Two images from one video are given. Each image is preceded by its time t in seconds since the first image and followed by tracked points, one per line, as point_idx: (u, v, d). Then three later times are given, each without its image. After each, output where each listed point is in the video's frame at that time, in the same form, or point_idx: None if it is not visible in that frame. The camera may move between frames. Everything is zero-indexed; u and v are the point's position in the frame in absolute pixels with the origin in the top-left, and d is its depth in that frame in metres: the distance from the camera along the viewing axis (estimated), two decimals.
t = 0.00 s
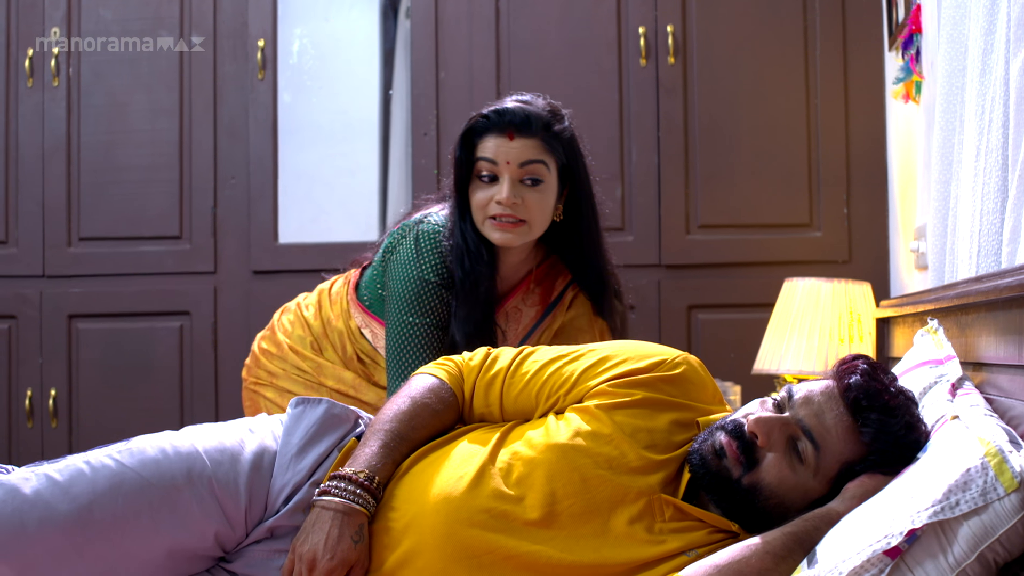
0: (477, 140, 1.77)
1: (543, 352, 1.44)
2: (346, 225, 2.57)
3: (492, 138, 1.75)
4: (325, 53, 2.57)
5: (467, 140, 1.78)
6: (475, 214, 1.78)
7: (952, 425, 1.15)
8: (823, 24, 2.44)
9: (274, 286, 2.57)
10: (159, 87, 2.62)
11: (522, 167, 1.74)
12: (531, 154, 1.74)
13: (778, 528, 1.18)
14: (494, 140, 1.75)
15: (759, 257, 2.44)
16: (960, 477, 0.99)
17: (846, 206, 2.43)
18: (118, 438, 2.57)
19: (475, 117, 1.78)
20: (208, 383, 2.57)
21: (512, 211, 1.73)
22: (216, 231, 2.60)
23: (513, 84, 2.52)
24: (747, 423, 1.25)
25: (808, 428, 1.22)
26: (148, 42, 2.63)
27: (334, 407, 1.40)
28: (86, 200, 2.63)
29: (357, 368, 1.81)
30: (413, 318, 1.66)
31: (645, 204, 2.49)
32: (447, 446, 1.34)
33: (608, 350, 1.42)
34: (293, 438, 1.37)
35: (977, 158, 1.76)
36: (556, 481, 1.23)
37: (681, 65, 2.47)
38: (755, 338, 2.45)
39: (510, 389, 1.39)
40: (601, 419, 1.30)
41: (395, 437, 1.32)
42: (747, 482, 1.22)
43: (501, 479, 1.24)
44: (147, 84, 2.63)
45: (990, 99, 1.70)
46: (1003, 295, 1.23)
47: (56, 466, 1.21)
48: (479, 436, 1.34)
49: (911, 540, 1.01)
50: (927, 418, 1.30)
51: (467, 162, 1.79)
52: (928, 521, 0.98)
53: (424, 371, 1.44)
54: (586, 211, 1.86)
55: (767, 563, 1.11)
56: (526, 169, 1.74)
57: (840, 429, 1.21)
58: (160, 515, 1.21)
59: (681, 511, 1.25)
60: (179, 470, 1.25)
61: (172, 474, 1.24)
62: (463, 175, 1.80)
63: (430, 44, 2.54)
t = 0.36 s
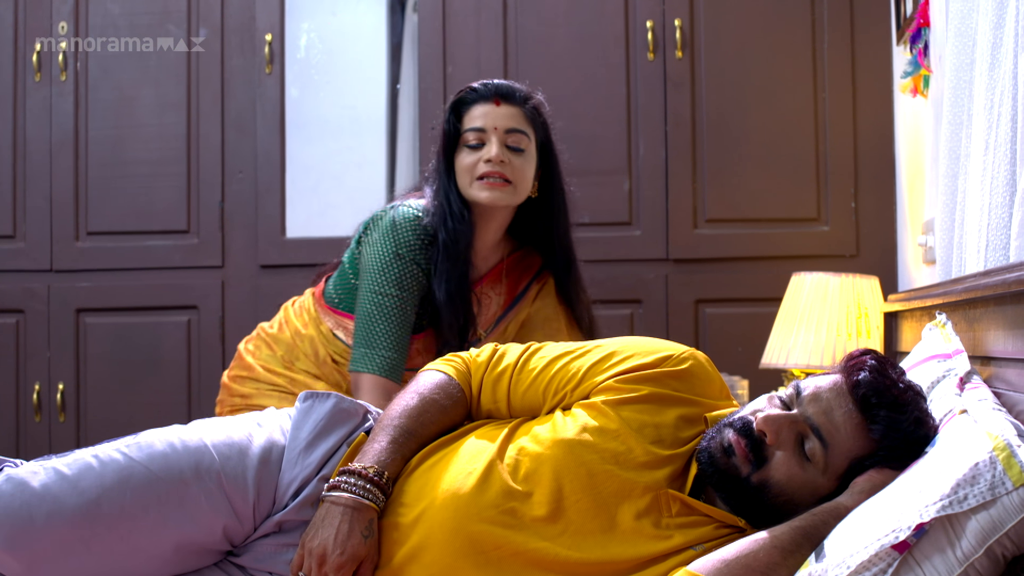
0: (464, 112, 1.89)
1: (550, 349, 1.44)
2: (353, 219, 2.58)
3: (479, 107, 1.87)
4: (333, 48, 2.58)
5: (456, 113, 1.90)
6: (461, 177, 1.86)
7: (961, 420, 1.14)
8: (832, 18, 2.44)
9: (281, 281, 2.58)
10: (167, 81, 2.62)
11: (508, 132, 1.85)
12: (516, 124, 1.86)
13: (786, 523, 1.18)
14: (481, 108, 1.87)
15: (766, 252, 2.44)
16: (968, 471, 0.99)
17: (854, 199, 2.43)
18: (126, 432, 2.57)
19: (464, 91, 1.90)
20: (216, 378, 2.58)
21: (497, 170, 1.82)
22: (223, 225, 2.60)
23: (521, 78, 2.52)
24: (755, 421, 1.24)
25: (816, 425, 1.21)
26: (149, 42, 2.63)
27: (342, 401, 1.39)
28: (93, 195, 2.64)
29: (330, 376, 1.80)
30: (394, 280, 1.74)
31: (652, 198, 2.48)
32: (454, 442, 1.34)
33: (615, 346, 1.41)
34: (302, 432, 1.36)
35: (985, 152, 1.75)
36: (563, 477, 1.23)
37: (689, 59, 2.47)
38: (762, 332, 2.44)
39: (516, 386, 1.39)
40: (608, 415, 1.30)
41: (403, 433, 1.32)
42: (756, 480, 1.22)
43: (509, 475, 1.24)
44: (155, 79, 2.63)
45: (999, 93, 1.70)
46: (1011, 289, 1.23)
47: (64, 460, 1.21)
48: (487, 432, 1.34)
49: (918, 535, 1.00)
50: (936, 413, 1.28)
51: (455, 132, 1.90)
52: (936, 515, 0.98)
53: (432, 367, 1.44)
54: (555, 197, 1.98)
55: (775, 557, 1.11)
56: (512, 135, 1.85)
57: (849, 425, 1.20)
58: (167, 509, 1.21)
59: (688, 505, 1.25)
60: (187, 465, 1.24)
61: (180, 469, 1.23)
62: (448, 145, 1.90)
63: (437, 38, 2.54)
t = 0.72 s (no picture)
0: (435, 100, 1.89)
1: (554, 347, 1.44)
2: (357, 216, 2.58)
3: (451, 98, 1.89)
4: (336, 45, 2.61)
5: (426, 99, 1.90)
6: (419, 151, 1.85)
7: (964, 417, 1.12)
8: (836, 14, 2.44)
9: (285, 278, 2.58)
10: (170, 79, 2.62)
11: (474, 124, 1.88)
12: (484, 119, 1.90)
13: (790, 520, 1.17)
14: (453, 99, 1.89)
15: (771, 249, 2.44)
16: (972, 468, 0.98)
17: (858, 196, 2.43)
18: (130, 429, 2.57)
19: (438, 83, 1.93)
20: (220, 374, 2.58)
21: (459, 151, 1.84)
22: (227, 222, 2.60)
23: (525, 75, 2.52)
24: (759, 418, 1.23)
25: (820, 422, 1.21)
26: (149, 42, 2.63)
27: (347, 399, 1.39)
28: (97, 192, 2.64)
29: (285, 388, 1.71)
30: (333, 258, 1.68)
31: (656, 195, 2.48)
32: (459, 442, 1.34)
33: (618, 344, 1.41)
34: (306, 430, 1.36)
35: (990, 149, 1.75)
36: (567, 475, 1.22)
37: (693, 56, 2.47)
38: (766, 329, 2.45)
39: (520, 383, 1.39)
40: (612, 412, 1.29)
41: (408, 431, 1.32)
42: (760, 477, 1.22)
43: (513, 473, 1.24)
44: (159, 76, 2.63)
45: (1004, 90, 1.69)
46: (1016, 285, 1.22)
47: (69, 457, 1.21)
48: (491, 431, 1.34)
49: (922, 532, 1.00)
50: (940, 410, 1.28)
51: (423, 114, 1.88)
52: (940, 513, 0.97)
53: (436, 365, 1.44)
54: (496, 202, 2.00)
55: (779, 554, 1.10)
56: (477, 128, 1.88)
57: (853, 422, 1.21)
58: (172, 506, 1.20)
59: (691, 503, 1.25)
60: (192, 462, 1.24)
61: (184, 466, 1.23)
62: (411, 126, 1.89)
63: (442, 35, 2.54)
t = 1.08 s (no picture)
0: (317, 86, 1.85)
1: (560, 345, 1.44)
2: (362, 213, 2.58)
3: (333, 81, 1.85)
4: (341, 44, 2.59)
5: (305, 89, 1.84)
6: (322, 142, 1.81)
7: (970, 415, 1.12)
8: (841, 12, 2.44)
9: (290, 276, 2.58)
10: (175, 77, 2.63)
11: (365, 100, 1.85)
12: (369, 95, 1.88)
13: (796, 517, 1.17)
14: (337, 81, 1.85)
15: (776, 246, 2.44)
16: (978, 465, 0.98)
17: (863, 194, 2.43)
18: (135, 426, 2.58)
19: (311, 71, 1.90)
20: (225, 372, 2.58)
21: (364, 130, 1.82)
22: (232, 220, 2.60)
23: (529, 73, 2.52)
24: (764, 416, 1.23)
25: (825, 420, 1.21)
26: (148, 42, 2.63)
27: (353, 397, 1.39)
28: (102, 190, 2.64)
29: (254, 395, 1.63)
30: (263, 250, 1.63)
31: (661, 193, 2.48)
32: (465, 440, 1.34)
33: (623, 343, 1.41)
34: (312, 428, 1.36)
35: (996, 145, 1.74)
36: (571, 474, 1.22)
37: (698, 54, 2.47)
38: (771, 327, 2.45)
39: (524, 381, 1.39)
40: (618, 410, 1.29)
41: (414, 430, 1.32)
42: (766, 475, 1.21)
43: (519, 472, 1.24)
44: (163, 74, 2.63)
45: (1010, 87, 1.68)
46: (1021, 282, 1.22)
47: (74, 455, 1.21)
48: (497, 430, 1.34)
49: (928, 530, 0.99)
50: (946, 408, 1.28)
51: (308, 104, 1.82)
52: (945, 510, 0.97)
53: (442, 364, 1.44)
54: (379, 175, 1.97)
55: (783, 552, 1.10)
56: (368, 104, 1.86)
57: (859, 420, 1.20)
58: (177, 504, 1.20)
59: (697, 501, 1.24)
60: (197, 459, 1.23)
61: (190, 463, 1.22)
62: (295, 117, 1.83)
63: (447, 33, 2.55)
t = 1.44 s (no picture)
0: (239, 107, 1.88)
1: (565, 343, 1.44)
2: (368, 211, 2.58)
3: (253, 99, 1.89)
4: (346, 42, 2.59)
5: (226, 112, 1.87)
6: (265, 166, 1.89)
7: (976, 413, 1.11)
8: (847, 10, 2.43)
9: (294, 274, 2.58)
10: (181, 76, 2.63)
11: (289, 113, 1.92)
12: (292, 101, 1.94)
13: (801, 516, 1.16)
14: (257, 100, 1.89)
15: (781, 245, 2.44)
16: (983, 465, 0.98)
17: (868, 193, 2.43)
18: (141, 425, 2.58)
19: (229, 85, 1.90)
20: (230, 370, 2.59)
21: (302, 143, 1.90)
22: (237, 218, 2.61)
23: (535, 71, 2.52)
24: (769, 414, 1.22)
25: (831, 419, 1.20)
26: (149, 43, 2.64)
27: (358, 395, 1.39)
28: (107, 189, 2.64)
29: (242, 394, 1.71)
30: (205, 255, 1.73)
31: (666, 192, 2.48)
32: (470, 439, 1.34)
33: (629, 341, 1.40)
34: (318, 426, 1.35)
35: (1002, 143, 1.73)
36: (576, 473, 1.22)
37: (703, 52, 2.47)
38: (776, 326, 2.45)
39: (528, 380, 1.40)
40: (621, 409, 1.29)
41: (420, 428, 1.32)
42: (771, 474, 1.21)
43: (524, 470, 1.24)
44: (169, 73, 2.63)
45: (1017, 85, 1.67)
46: None
47: (80, 454, 1.20)
48: (502, 428, 1.34)
49: (934, 528, 0.99)
50: (951, 407, 1.27)
51: (236, 128, 1.86)
52: (951, 509, 0.97)
53: (447, 362, 1.44)
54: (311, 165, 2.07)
55: (788, 551, 1.10)
56: (292, 115, 1.92)
57: (864, 419, 1.19)
58: (183, 503, 1.20)
59: (701, 500, 1.24)
60: (203, 458, 1.23)
61: (195, 462, 1.22)
62: (225, 140, 1.86)
63: (452, 32, 2.55)
